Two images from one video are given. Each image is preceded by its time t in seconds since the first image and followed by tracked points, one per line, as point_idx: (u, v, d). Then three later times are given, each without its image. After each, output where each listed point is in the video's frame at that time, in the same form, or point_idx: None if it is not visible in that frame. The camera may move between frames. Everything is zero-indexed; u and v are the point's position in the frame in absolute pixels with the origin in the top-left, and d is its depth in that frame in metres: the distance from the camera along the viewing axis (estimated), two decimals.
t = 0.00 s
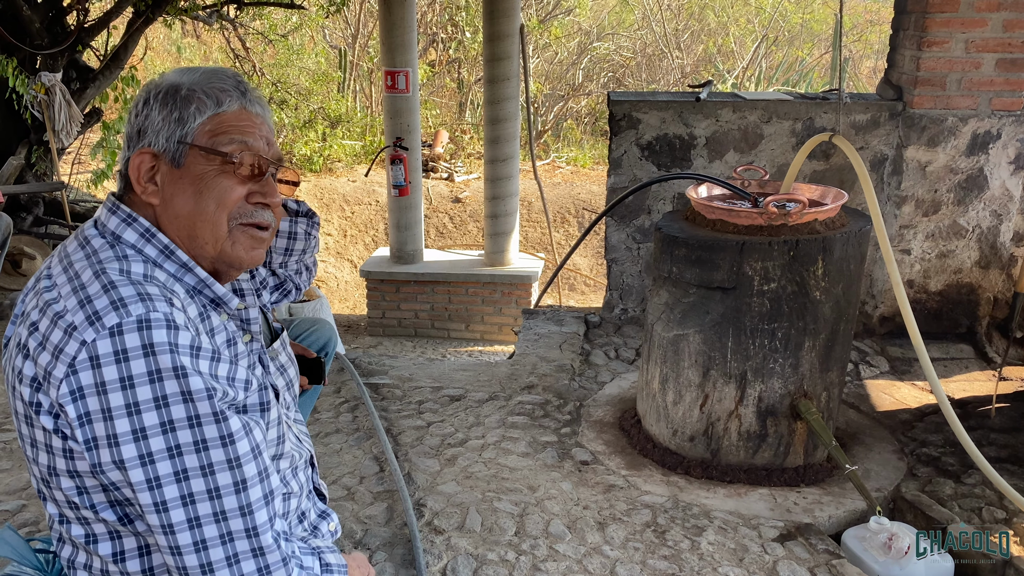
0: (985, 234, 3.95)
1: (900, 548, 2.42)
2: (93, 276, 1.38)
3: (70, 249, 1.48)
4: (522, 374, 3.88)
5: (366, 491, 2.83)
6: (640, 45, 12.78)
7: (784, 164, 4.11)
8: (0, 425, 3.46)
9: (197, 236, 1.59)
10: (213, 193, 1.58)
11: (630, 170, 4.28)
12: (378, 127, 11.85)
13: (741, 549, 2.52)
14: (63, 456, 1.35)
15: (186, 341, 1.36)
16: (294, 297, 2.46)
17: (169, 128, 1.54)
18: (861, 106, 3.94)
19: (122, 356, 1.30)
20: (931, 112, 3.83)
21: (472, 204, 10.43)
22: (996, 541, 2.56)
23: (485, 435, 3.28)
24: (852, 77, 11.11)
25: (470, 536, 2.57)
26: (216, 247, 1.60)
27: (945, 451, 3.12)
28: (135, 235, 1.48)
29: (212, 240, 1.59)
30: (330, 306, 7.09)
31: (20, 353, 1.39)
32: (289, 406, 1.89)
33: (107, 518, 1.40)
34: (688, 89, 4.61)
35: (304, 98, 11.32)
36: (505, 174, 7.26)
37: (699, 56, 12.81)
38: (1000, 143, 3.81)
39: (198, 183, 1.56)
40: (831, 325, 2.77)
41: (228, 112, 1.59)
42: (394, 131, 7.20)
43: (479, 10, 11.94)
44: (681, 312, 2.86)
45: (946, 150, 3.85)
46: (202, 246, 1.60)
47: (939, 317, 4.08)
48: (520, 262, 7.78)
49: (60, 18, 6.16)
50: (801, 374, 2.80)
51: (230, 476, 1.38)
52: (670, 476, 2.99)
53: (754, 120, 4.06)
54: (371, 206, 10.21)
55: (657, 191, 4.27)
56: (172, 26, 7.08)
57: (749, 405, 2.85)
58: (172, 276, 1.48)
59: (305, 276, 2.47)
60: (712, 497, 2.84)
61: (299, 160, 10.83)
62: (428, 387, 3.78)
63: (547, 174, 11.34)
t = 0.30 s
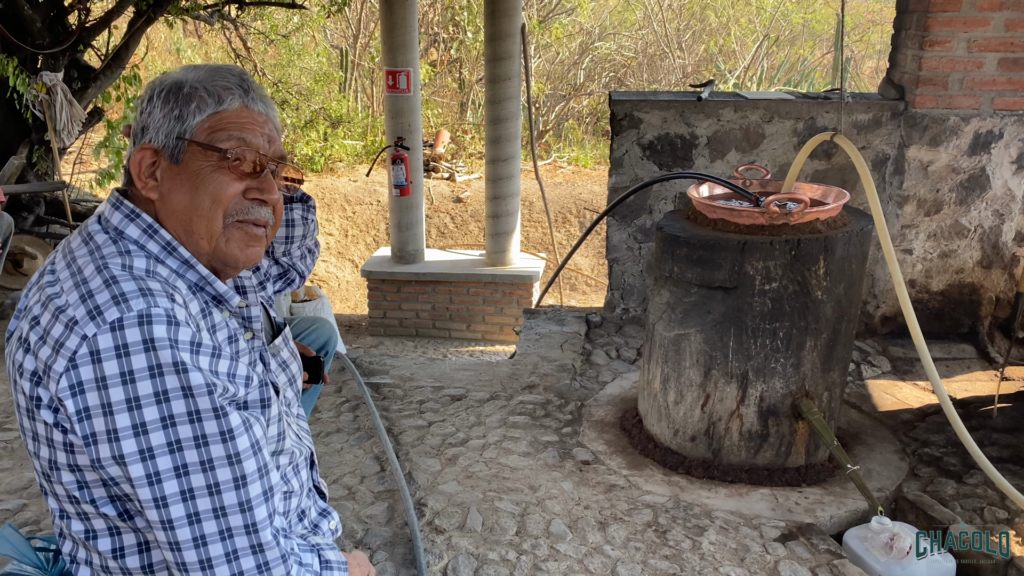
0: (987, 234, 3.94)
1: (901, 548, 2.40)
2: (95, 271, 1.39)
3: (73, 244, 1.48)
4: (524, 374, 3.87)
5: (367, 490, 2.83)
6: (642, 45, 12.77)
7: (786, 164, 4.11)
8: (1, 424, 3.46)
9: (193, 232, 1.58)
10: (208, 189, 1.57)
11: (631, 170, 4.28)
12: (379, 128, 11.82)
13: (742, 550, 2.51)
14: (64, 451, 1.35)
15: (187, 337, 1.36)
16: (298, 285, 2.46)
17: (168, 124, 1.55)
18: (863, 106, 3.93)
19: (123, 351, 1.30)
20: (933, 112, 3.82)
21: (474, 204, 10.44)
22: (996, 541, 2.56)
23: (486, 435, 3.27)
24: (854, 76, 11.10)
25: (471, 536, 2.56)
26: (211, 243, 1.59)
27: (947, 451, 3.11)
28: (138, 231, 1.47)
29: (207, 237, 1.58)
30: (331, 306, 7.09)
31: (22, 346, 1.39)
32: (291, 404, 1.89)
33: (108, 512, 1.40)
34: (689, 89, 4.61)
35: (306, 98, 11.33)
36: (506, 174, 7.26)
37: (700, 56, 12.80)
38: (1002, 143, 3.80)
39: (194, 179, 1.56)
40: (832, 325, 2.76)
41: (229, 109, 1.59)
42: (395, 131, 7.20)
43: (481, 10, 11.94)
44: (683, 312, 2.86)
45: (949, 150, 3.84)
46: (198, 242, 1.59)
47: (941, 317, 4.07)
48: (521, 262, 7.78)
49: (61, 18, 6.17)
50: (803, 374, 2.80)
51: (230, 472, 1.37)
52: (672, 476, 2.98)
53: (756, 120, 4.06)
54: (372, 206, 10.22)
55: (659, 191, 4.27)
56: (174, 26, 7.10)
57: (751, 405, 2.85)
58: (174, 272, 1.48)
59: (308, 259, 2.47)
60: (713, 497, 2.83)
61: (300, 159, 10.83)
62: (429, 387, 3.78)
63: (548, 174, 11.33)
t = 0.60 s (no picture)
0: (990, 234, 3.93)
1: (904, 549, 2.41)
2: (97, 277, 1.39)
3: (77, 248, 1.48)
4: (526, 374, 3.87)
5: (369, 491, 2.83)
6: (644, 45, 12.77)
7: (788, 164, 4.10)
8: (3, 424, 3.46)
9: (211, 236, 1.60)
10: (227, 194, 1.58)
11: (633, 170, 4.27)
12: (381, 127, 11.81)
13: (744, 551, 2.51)
14: (62, 457, 1.35)
15: (184, 347, 1.35)
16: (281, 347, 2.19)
17: (182, 130, 1.53)
18: (866, 106, 3.93)
19: (119, 360, 1.29)
20: (936, 112, 3.81)
21: (475, 203, 10.44)
22: (998, 541, 2.55)
23: (488, 435, 3.27)
24: (857, 76, 11.09)
25: (473, 537, 2.56)
26: (232, 248, 1.62)
27: (949, 452, 3.11)
28: (141, 236, 1.46)
29: (228, 240, 1.61)
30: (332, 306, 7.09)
31: (29, 341, 1.38)
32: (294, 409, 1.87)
33: (108, 516, 1.39)
34: (691, 89, 4.61)
35: (308, 98, 11.34)
36: (507, 174, 7.25)
37: (702, 56, 12.79)
38: (1005, 143, 3.79)
39: (213, 186, 1.56)
40: (835, 325, 2.76)
41: (240, 112, 1.58)
42: (397, 131, 7.21)
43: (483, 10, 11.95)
44: (685, 311, 2.85)
45: (952, 149, 3.83)
46: (219, 246, 1.62)
47: (944, 317, 4.06)
48: (523, 262, 7.77)
49: (63, 18, 6.18)
50: (805, 374, 2.79)
51: (217, 489, 1.36)
52: (674, 477, 2.98)
53: (758, 120, 4.05)
54: (374, 206, 10.22)
55: (662, 191, 4.26)
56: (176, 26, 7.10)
57: (753, 405, 2.84)
58: (176, 278, 1.47)
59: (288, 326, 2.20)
60: (716, 497, 2.83)
61: (302, 159, 10.86)
62: (431, 387, 3.77)
63: (550, 174, 11.32)
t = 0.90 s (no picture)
0: (993, 234, 3.91)
1: (907, 550, 2.41)
2: (114, 276, 1.27)
3: (84, 248, 1.37)
4: (528, 374, 3.87)
5: (371, 491, 2.83)
6: (646, 45, 12.77)
7: (791, 164, 4.09)
8: (6, 424, 3.47)
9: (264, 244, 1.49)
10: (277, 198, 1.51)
11: (635, 170, 4.27)
12: (383, 127, 11.78)
13: (747, 551, 2.50)
14: (70, 461, 1.27)
15: (205, 349, 1.25)
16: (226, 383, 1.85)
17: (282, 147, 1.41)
18: (868, 106, 3.93)
19: (136, 359, 1.20)
20: (939, 112, 3.81)
21: (477, 203, 10.44)
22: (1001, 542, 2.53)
23: (490, 435, 3.27)
24: (859, 77, 11.08)
25: (475, 537, 2.55)
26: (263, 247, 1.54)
27: (953, 452, 3.10)
28: (153, 235, 1.34)
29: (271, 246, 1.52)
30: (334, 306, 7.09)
31: (34, 340, 1.32)
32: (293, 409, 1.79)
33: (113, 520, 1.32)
34: (693, 89, 4.61)
35: (310, 97, 11.35)
36: (509, 174, 7.25)
37: (704, 56, 12.77)
38: (1009, 143, 3.77)
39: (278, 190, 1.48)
40: (838, 326, 2.75)
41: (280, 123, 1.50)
42: (399, 131, 7.21)
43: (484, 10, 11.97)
44: (688, 312, 2.85)
45: (955, 149, 3.82)
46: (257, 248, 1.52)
47: (947, 317, 4.05)
48: (525, 262, 7.78)
49: (65, 18, 6.18)
50: (808, 374, 2.78)
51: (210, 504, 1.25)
52: (676, 477, 2.97)
53: (761, 119, 4.04)
54: (375, 206, 10.22)
55: (663, 191, 4.26)
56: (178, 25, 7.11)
57: (756, 406, 2.83)
58: (189, 276, 1.35)
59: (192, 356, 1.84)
60: (718, 497, 2.82)
61: (304, 159, 11.01)
62: (433, 387, 3.77)
63: (552, 174, 11.33)
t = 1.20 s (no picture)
0: (996, 234, 3.90)
1: (909, 551, 2.40)
2: (124, 270, 1.27)
3: (87, 245, 1.35)
4: (529, 373, 3.86)
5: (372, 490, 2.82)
6: (648, 45, 12.74)
7: (793, 163, 4.08)
8: (9, 423, 3.47)
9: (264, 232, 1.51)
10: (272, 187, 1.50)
11: (637, 169, 4.26)
12: (385, 127, 11.82)
13: (749, 551, 2.50)
14: (79, 463, 1.24)
15: (225, 335, 1.25)
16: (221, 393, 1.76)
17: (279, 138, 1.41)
18: (871, 105, 3.91)
19: (162, 349, 1.20)
20: (941, 111, 3.80)
21: (479, 203, 10.44)
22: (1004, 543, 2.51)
23: (491, 435, 3.26)
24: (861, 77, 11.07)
25: (476, 536, 2.55)
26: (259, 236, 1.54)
27: (956, 452, 3.09)
28: (157, 228, 1.32)
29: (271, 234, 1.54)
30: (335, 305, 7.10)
31: (43, 339, 1.30)
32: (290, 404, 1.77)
33: (121, 521, 1.30)
34: (695, 88, 4.60)
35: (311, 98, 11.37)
36: (511, 173, 7.25)
37: (706, 55, 12.76)
38: (1012, 142, 3.76)
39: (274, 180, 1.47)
40: (840, 325, 2.74)
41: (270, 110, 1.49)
42: (401, 130, 7.21)
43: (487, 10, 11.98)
44: (690, 311, 2.84)
45: (957, 149, 3.82)
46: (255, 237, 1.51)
47: (949, 317, 4.04)
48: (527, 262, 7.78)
49: (67, 17, 6.17)
50: (810, 374, 2.78)
51: (260, 478, 1.25)
52: (678, 477, 2.97)
53: (763, 119, 4.03)
54: (377, 206, 10.22)
55: (665, 190, 4.26)
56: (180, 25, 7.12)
57: (758, 406, 2.83)
58: (195, 270, 1.34)
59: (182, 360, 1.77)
60: (720, 497, 2.82)
61: (308, 160, 11.05)
62: (435, 386, 3.77)
63: (554, 174, 11.32)
